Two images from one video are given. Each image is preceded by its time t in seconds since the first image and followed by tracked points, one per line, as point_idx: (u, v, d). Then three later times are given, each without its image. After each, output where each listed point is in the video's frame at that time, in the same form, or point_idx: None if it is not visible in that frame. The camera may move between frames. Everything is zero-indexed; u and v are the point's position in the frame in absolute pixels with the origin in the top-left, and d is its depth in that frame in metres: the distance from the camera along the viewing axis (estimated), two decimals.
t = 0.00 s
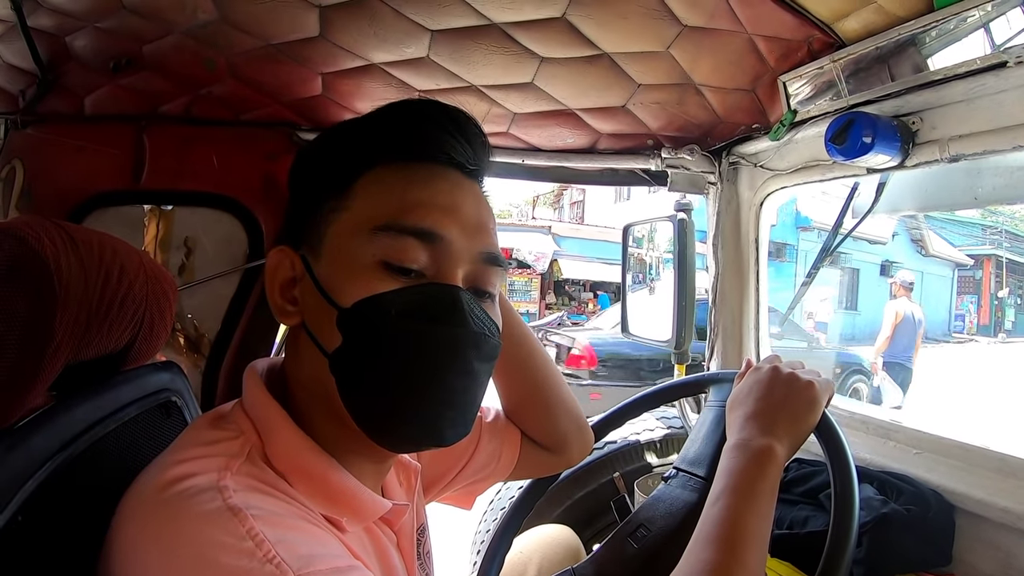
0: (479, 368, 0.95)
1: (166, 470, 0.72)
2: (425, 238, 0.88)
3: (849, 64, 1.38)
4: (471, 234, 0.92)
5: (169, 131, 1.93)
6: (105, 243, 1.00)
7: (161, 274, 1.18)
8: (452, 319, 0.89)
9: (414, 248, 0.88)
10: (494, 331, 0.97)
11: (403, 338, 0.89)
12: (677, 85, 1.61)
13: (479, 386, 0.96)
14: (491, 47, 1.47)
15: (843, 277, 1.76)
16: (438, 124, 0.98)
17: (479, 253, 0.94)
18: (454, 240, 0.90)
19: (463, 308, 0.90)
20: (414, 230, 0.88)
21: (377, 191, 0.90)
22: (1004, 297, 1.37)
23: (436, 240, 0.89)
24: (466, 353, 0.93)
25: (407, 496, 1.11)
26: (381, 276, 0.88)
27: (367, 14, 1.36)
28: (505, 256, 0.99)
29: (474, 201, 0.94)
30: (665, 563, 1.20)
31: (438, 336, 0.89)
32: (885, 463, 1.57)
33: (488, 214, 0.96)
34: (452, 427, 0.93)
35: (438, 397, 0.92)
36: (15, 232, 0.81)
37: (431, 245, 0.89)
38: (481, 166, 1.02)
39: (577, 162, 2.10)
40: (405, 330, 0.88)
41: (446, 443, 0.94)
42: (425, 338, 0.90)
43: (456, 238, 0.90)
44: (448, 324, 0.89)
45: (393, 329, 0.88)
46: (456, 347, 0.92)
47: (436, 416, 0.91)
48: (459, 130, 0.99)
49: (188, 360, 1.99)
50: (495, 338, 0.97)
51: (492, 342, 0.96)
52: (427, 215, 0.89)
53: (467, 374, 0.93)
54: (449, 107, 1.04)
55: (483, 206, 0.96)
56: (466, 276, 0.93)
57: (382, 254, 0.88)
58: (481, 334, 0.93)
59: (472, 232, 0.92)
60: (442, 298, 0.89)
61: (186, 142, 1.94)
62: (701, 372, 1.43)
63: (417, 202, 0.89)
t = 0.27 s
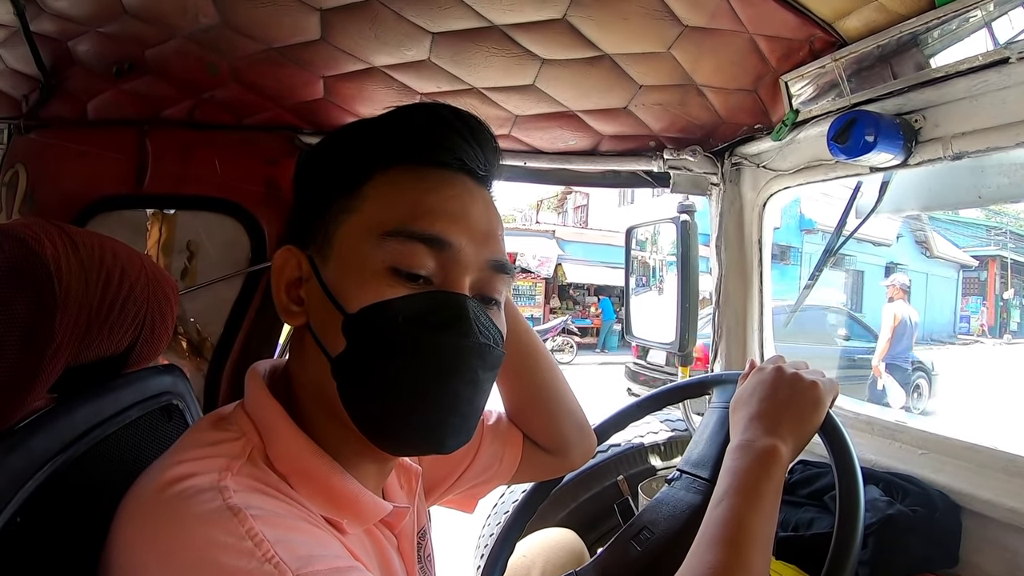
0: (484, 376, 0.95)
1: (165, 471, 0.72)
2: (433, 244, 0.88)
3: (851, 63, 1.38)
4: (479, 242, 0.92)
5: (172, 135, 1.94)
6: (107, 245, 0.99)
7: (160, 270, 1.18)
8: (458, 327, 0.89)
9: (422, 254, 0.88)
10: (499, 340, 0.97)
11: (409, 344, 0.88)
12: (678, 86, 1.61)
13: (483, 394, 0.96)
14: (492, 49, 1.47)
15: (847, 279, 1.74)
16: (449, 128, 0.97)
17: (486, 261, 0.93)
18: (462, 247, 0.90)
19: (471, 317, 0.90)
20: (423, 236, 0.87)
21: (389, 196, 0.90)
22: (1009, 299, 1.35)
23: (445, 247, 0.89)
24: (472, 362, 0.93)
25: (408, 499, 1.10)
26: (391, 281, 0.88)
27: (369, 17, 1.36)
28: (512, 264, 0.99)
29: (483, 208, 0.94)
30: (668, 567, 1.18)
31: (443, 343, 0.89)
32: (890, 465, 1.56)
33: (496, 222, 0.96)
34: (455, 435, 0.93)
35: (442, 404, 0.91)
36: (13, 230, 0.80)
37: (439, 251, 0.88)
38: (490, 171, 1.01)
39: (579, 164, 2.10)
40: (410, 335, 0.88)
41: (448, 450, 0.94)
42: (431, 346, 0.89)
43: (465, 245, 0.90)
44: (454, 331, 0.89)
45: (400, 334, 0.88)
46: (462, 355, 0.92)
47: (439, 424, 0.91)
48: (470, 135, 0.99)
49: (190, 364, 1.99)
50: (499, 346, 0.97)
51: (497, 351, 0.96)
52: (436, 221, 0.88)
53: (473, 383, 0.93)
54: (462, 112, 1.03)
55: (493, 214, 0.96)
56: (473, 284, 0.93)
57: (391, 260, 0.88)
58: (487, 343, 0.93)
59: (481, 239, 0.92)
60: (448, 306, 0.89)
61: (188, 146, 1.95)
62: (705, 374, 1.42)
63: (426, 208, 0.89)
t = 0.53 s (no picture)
0: (480, 377, 0.95)
1: (165, 476, 0.72)
2: (427, 248, 0.89)
3: (846, 65, 1.39)
4: (472, 245, 0.92)
5: (173, 144, 1.96)
6: (108, 254, 1.00)
7: (160, 277, 1.19)
8: (452, 329, 0.90)
9: (416, 258, 0.88)
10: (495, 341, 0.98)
11: (404, 346, 0.89)
12: (674, 90, 1.62)
13: (480, 396, 0.96)
14: (489, 56, 1.48)
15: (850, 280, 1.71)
16: (440, 135, 0.98)
17: (480, 264, 0.94)
18: (456, 251, 0.90)
19: (465, 319, 0.90)
20: (416, 241, 0.88)
21: (384, 202, 0.91)
22: (1012, 298, 1.34)
23: (439, 250, 0.89)
24: (468, 362, 0.93)
25: (406, 503, 1.11)
26: (385, 285, 0.89)
27: (365, 26, 1.38)
28: (506, 266, 1.00)
29: (476, 213, 0.95)
30: (666, 568, 1.19)
31: (438, 346, 0.90)
32: (890, 466, 1.56)
33: (489, 226, 0.97)
34: (453, 435, 0.93)
35: (439, 406, 0.92)
36: (15, 240, 0.81)
37: (433, 255, 0.89)
38: (483, 177, 1.02)
39: (577, 169, 2.12)
40: (405, 339, 0.89)
41: (445, 450, 0.94)
42: (426, 347, 0.90)
43: (458, 248, 0.91)
44: (449, 333, 0.89)
45: (397, 337, 0.88)
46: (456, 357, 0.92)
47: (437, 424, 0.91)
48: (461, 142, 1.00)
49: (192, 370, 2.00)
50: (495, 348, 0.97)
51: (493, 352, 0.97)
52: (430, 225, 0.89)
53: (469, 384, 0.93)
54: (456, 121, 1.05)
55: (485, 219, 0.97)
56: (467, 286, 0.94)
57: (385, 264, 0.89)
58: (482, 345, 0.94)
59: (474, 243, 0.93)
60: (442, 308, 0.90)
61: (189, 155, 1.97)
62: (700, 377, 1.43)
63: (420, 213, 0.90)
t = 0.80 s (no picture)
0: (485, 381, 0.95)
1: (169, 481, 0.72)
2: (431, 253, 0.89)
3: (846, 66, 1.39)
4: (476, 250, 0.93)
5: (174, 150, 1.96)
6: (111, 260, 1.00)
7: (160, 281, 1.18)
8: (456, 334, 0.90)
9: (420, 263, 0.88)
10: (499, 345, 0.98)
11: (410, 350, 0.89)
12: (675, 93, 1.62)
13: (484, 400, 0.96)
14: (489, 60, 1.48)
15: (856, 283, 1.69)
16: (443, 140, 0.98)
17: (483, 268, 0.94)
18: (460, 255, 0.90)
19: (469, 323, 0.90)
20: (420, 246, 0.88)
21: (388, 208, 0.91)
22: (1014, 298, 1.33)
23: (443, 255, 0.89)
24: (472, 366, 0.93)
25: (409, 508, 1.11)
26: (390, 291, 0.89)
27: (366, 31, 1.38)
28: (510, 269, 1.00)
29: (480, 217, 0.95)
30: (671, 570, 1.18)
31: (443, 350, 0.90)
32: (893, 467, 1.55)
33: (493, 230, 0.97)
34: (458, 439, 0.93)
35: (444, 409, 0.92)
36: (19, 246, 0.80)
37: (438, 259, 0.89)
38: (485, 181, 1.02)
39: (578, 173, 2.13)
40: (410, 343, 0.89)
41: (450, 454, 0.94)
42: (430, 352, 0.90)
43: (462, 253, 0.91)
44: (453, 337, 0.90)
45: (401, 341, 0.88)
46: (460, 360, 0.92)
47: (442, 427, 0.92)
48: (463, 147, 1.00)
49: (194, 376, 2.00)
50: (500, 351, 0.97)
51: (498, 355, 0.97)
52: (434, 230, 0.89)
53: (474, 387, 0.94)
54: (457, 125, 1.04)
55: (490, 223, 0.97)
56: (471, 291, 0.94)
57: (389, 270, 0.88)
58: (486, 348, 0.94)
59: (478, 247, 0.93)
60: (447, 313, 0.90)
61: (191, 161, 1.97)
62: (703, 380, 1.43)
63: (423, 218, 0.90)
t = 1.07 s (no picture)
0: (467, 375, 0.93)
1: (171, 483, 0.72)
2: (407, 244, 0.88)
3: (846, 67, 1.39)
4: (454, 241, 0.92)
5: (175, 154, 1.96)
6: (112, 263, 1.00)
7: (161, 285, 1.18)
8: (436, 326, 0.89)
9: (397, 255, 0.88)
10: (483, 338, 0.96)
11: (387, 343, 0.88)
12: (676, 95, 1.62)
13: (468, 394, 0.94)
14: (490, 63, 1.48)
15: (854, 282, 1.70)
16: (423, 136, 0.99)
17: (464, 259, 0.93)
18: (437, 245, 0.90)
19: (447, 315, 0.89)
20: (395, 237, 0.88)
21: (366, 204, 0.91)
22: (1017, 298, 1.32)
23: (420, 246, 0.89)
24: (450, 359, 0.91)
25: (411, 512, 1.10)
26: (369, 285, 0.89)
27: (366, 34, 1.38)
28: (495, 261, 0.98)
29: (459, 208, 0.94)
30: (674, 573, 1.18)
31: (422, 342, 0.89)
32: (896, 468, 1.55)
33: (475, 222, 0.96)
34: (441, 435, 0.91)
35: (425, 404, 0.90)
36: (20, 250, 0.80)
37: (414, 251, 0.89)
38: (469, 175, 1.01)
39: (579, 175, 2.12)
40: (387, 336, 0.88)
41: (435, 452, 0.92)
42: (410, 347, 0.89)
43: (438, 243, 0.90)
44: (431, 329, 0.88)
45: (378, 334, 0.88)
46: (440, 354, 0.91)
47: (423, 422, 0.89)
48: (445, 143, 1.00)
49: (196, 380, 1.99)
50: (482, 344, 0.96)
51: (480, 348, 0.95)
52: (409, 222, 0.89)
53: (453, 380, 0.92)
54: (441, 123, 1.04)
55: (473, 215, 0.96)
56: (453, 285, 0.93)
57: (367, 263, 0.89)
58: (465, 339, 0.92)
59: (456, 239, 0.92)
60: (427, 306, 0.89)
61: (192, 164, 1.97)
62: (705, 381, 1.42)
63: (401, 211, 0.90)
